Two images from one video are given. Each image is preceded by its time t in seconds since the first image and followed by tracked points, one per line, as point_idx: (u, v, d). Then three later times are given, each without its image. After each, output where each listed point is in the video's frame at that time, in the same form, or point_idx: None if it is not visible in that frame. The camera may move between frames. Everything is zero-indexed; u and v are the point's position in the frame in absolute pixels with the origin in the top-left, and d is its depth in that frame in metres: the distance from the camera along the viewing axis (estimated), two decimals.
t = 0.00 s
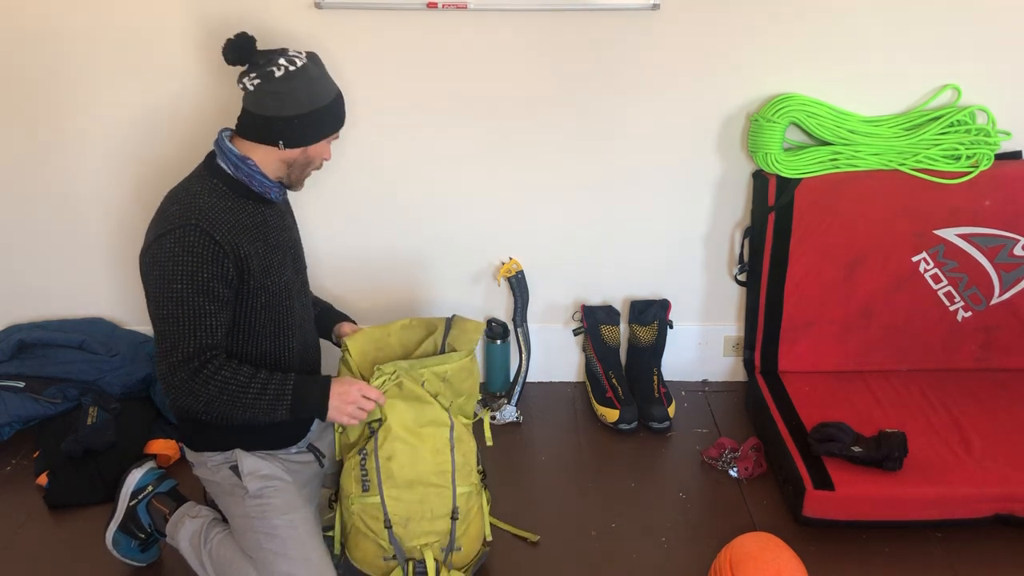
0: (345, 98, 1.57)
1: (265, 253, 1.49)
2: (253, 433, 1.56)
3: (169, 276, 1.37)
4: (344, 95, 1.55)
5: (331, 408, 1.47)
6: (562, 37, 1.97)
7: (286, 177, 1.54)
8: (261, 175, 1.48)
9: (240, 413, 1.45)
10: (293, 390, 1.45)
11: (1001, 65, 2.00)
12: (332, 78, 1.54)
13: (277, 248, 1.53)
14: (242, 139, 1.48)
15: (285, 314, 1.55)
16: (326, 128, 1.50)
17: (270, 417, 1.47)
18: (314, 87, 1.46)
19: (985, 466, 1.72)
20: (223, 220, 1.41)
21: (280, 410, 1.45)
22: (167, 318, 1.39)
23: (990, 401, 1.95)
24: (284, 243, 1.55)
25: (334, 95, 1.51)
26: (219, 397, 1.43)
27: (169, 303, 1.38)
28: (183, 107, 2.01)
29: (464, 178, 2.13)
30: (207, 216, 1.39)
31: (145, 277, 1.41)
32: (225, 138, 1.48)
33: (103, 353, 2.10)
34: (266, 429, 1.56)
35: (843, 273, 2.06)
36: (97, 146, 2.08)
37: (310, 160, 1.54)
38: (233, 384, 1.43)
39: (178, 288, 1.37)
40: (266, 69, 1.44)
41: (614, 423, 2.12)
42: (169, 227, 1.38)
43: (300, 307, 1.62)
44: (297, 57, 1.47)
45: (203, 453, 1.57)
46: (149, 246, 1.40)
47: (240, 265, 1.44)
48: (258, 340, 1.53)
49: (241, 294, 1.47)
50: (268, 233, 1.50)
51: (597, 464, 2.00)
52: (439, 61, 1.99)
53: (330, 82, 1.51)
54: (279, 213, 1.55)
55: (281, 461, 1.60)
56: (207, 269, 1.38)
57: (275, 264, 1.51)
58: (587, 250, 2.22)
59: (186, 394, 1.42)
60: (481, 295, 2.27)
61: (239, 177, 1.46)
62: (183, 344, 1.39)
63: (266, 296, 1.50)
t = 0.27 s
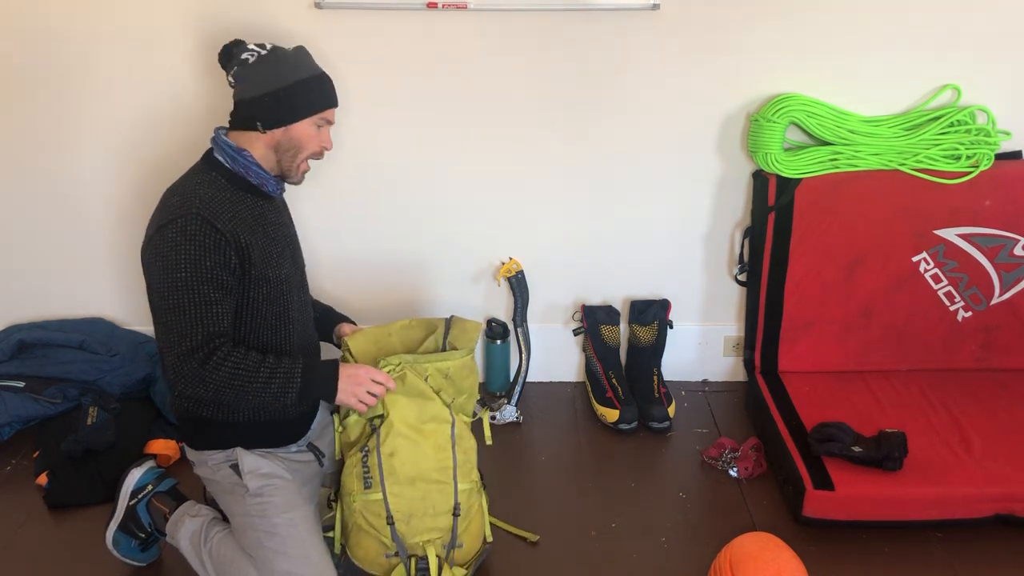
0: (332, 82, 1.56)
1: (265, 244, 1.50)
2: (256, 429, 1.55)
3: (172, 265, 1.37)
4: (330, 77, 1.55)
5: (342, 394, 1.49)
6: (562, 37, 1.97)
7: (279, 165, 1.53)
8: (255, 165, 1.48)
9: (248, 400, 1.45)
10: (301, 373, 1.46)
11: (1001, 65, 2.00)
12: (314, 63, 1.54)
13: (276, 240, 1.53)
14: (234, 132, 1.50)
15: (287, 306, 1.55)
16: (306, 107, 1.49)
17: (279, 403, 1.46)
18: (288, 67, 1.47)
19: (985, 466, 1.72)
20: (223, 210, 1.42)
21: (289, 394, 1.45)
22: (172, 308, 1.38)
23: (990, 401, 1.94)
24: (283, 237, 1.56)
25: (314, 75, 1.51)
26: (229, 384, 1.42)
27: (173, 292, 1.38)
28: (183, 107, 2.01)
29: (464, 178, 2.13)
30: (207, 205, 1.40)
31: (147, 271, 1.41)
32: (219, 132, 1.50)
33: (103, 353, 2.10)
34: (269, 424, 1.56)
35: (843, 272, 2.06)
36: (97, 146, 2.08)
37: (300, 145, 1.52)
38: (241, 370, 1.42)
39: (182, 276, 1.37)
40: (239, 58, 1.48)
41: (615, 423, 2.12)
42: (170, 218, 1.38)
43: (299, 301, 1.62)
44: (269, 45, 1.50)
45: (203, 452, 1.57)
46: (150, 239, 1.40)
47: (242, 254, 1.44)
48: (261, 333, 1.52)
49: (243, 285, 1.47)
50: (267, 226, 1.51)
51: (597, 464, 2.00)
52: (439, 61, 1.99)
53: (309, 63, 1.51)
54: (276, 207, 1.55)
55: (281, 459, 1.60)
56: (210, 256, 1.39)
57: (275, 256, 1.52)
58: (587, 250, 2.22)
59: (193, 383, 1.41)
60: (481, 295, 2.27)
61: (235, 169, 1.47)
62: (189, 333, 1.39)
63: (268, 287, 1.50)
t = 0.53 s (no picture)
0: (326, 81, 1.56)
1: (260, 244, 1.49)
2: (254, 430, 1.55)
3: (164, 266, 1.37)
4: (322, 76, 1.54)
5: (332, 391, 1.49)
6: (562, 37, 1.97)
7: (272, 163, 1.52)
8: (251, 165, 1.49)
9: (242, 399, 1.45)
10: (295, 372, 1.46)
11: (1001, 65, 2.00)
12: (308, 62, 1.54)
13: (271, 240, 1.53)
14: (231, 130, 1.50)
15: (282, 306, 1.55)
16: (297, 104, 1.48)
17: (273, 401, 1.46)
18: (278, 64, 1.47)
19: (985, 466, 1.72)
20: (216, 210, 1.42)
21: (284, 392, 1.45)
22: (165, 309, 1.38)
23: (990, 401, 1.95)
24: (279, 238, 1.55)
25: (305, 72, 1.50)
26: (222, 384, 1.42)
27: (166, 293, 1.38)
28: (183, 106, 2.01)
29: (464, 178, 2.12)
30: (200, 205, 1.40)
31: (140, 272, 1.41)
32: (215, 131, 1.50)
33: (103, 353, 2.10)
34: (266, 425, 1.56)
35: (843, 272, 2.06)
36: (97, 146, 2.08)
37: (293, 143, 1.52)
38: (235, 370, 1.42)
39: (175, 277, 1.37)
40: (231, 57, 1.48)
41: (614, 423, 2.12)
42: (163, 219, 1.39)
43: (295, 301, 1.62)
44: (262, 44, 1.50)
45: (202, 453, 1.58)
46: (144, 241, 1.40)
47: (235, 254, 1.44)
48: (256, 333, 1.52)
49: (237, 285, 1.47)
50: (261, 226, 1.50)
51: (597, 464, 2.00)
52: (439, 61, 1.99)
53: (301, 61, 1.51)
54: (273, 207, 1.55)
55: (280, 460, 1.60)
56: (202, 257, 1.39)
57: (270, 256, 1.51)
58: (587, 250, 2.22)
59: (187, 384, 1.41)
60: (481, 295, 2.27)
61: (231, 170, 1.47)
62: (182, 333, 1.39)
63: (263, 287, 1.50)
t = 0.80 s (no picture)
0: (326, 84, 1.55)
1: (259, 247, 1.49)
2: (256, 431, 1.56)
3: (165, 274, 1.37)
4: (324, 79, 1.54)
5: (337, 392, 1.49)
6: (562, 37, 1.97)
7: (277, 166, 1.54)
8: (249, 170, 1.48)
9: (248, 403, 1.45)
10: (300, 375, 1.46)
11: (1001, 65, 2.00)
12: (309, 65, 1.53)
13: (270, 243, 1.52)
14: (229, 134, 1.50)
15: (283, 308, 1.55)
16: (302, 112, 1.49)
17: (279, 403, 1.47)
18: (283, 72, 1.46)
19: (985, 466, 1.72)
20: (215, 215, 1.42)
21: (289, 394, 1.45)
22: (167, 316, 1.38)
23: (990, 401, 1.95)
24: (278, 240, 1.55)
25: (308, 78, 1.50)
26: (227, 389, 1.42)
27: (168, 301, 1.38)
28: (183, 106, 2.01)
29: (464, 178, 2.13)
30: (198, 211, 1.40)
31: (141, 280, 1.41)
32: (213, 136, 1.49)
33: (103, 353, 2.10)
34: (269, 426, 1.56)
35: (843, 272, 2.06)
36: (97, 146, 2.07)
37: (298, 148, 1.53)
38: (239, 374, 1.42)
39: (176, 284, 1.37)
40: (232, 61, 1.46)
41: (615, 423, 2.12)
42: (162, 226, 1.38)
43: (295, 302, 1.62)
44: (263, 46, 1.47)
45: (203, 454, 1.58)
46: (143, 248, 1.40)
47: (235, 258, 1.44)
48: (258, 336, 1.52)
49: (238, 290, 1.47)
50: (261, 228, 1.50)
51: (597, 464, 2.01)
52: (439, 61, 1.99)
53: (303, 66, 1.50)
54: (271, 209, 1.55)
55: (280, 461, 1.59)
56: (202, 263, 1.39)
57: (269, 259, 1.51)
58: (587, 250, 2.22)
59: (192, 390, 1.42)
60: (481, 295, 2.27)
61: (229, 174, 1.47)
62: (186, 340, 1.39)
63: (263, 290, 1.50)
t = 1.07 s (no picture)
0: (323, 83, 1.56)
1: (258, 249, 1.49)
2: (258, 432, 1.56)
3: (166, 279, 1.37)
4: (321, 79, 1.54)
5: (347, 390, 1.47)
6: (562, 37, 1.97)
7: (276, 168, 1.54)
8: (247, 172, 1.48)
9: (254, 405, 1.45)
10: (305, 378, 1.45)
11: (1001, 65, 2.00)
12: (306, 65, 1.53)
13: (268, 245, 1.52)
14: (227, 136, 1.49)
15: (283, 309, 1.55)
16: (300, 112, 1.49)
17: (286, 405, 1.47)
18: (280, 72, 1.46)
19: (985, 466, 1.72)
20: (213, 219, 1.41)
21: (294, 396, 1.45)
22: (170, 321, 1.39)
23: (990, 401, 1.95)
24: (277, 241, 1.55)
25: (306, 78, 1.50)
26: (232, 392, 1.42)
27: (170, 306, 1.38)
28: (183, 106, 2.01)
29: (464, 178, 2.13)
30: (197, 216, 1.39)
31: (142, 285, 1.41)
32: (210, 138, 1.49)
33: (103, 353, 2.10)
34: (270, 426, 1.56)
35: (843, 272, 2.06)
36: (97, 146, 2.07)
37: (296, 149, 1.53)
38: (243, 377, 1.42)
39: (178, 289, 1.37)
40: (229, 62, 1.46)
41: (615, 423, 2.12)
42: (161, 230, 1.38)
43: (294, 302, 1.62)
44: (261, 47, 1.48)
45: (203, 454, 1.57)
46: (142, 253, 1.40)
47: (234, 261, 1.44)
48: (259, 338, 1.52)
49: (238, 293, 1.47)
50: (259, 230, 1.50)
51: (597, 464, 2.01)
52: (439, 61, 1.99)
53: (300, 66, 1.50)
54: (269, 210, 1.55)
55: (280, 460, 1.59)
56: (203, 268, 1.38)
57: (268, 261, 1.51)
58: (587, 250, 2.22)
59: (197, 393, 1.42)
60: (481, 295, 2.27)
61: (225, 176, 1.47)
62: (190, 344, 1.39)
63: (263, 292, 1.50)
